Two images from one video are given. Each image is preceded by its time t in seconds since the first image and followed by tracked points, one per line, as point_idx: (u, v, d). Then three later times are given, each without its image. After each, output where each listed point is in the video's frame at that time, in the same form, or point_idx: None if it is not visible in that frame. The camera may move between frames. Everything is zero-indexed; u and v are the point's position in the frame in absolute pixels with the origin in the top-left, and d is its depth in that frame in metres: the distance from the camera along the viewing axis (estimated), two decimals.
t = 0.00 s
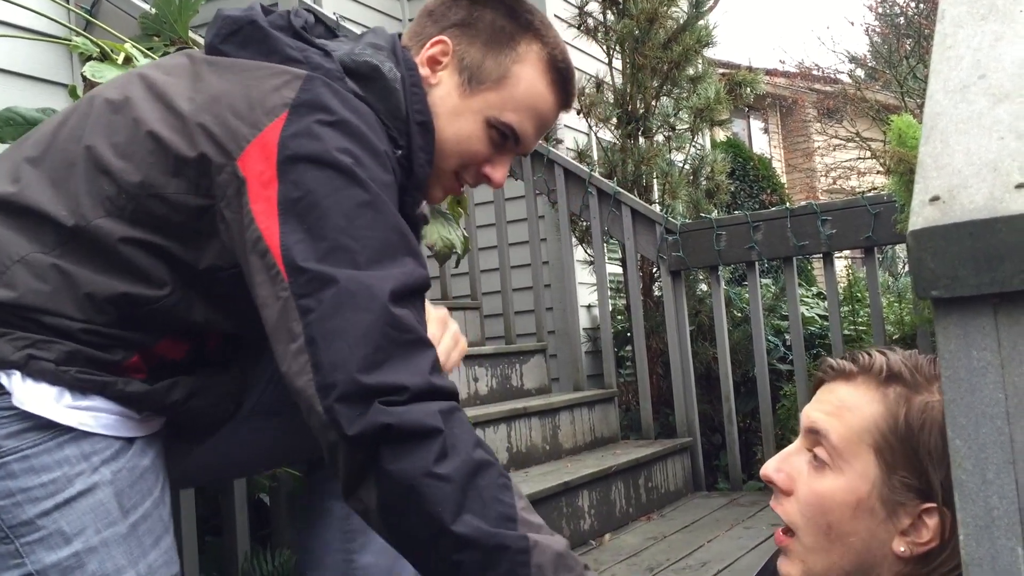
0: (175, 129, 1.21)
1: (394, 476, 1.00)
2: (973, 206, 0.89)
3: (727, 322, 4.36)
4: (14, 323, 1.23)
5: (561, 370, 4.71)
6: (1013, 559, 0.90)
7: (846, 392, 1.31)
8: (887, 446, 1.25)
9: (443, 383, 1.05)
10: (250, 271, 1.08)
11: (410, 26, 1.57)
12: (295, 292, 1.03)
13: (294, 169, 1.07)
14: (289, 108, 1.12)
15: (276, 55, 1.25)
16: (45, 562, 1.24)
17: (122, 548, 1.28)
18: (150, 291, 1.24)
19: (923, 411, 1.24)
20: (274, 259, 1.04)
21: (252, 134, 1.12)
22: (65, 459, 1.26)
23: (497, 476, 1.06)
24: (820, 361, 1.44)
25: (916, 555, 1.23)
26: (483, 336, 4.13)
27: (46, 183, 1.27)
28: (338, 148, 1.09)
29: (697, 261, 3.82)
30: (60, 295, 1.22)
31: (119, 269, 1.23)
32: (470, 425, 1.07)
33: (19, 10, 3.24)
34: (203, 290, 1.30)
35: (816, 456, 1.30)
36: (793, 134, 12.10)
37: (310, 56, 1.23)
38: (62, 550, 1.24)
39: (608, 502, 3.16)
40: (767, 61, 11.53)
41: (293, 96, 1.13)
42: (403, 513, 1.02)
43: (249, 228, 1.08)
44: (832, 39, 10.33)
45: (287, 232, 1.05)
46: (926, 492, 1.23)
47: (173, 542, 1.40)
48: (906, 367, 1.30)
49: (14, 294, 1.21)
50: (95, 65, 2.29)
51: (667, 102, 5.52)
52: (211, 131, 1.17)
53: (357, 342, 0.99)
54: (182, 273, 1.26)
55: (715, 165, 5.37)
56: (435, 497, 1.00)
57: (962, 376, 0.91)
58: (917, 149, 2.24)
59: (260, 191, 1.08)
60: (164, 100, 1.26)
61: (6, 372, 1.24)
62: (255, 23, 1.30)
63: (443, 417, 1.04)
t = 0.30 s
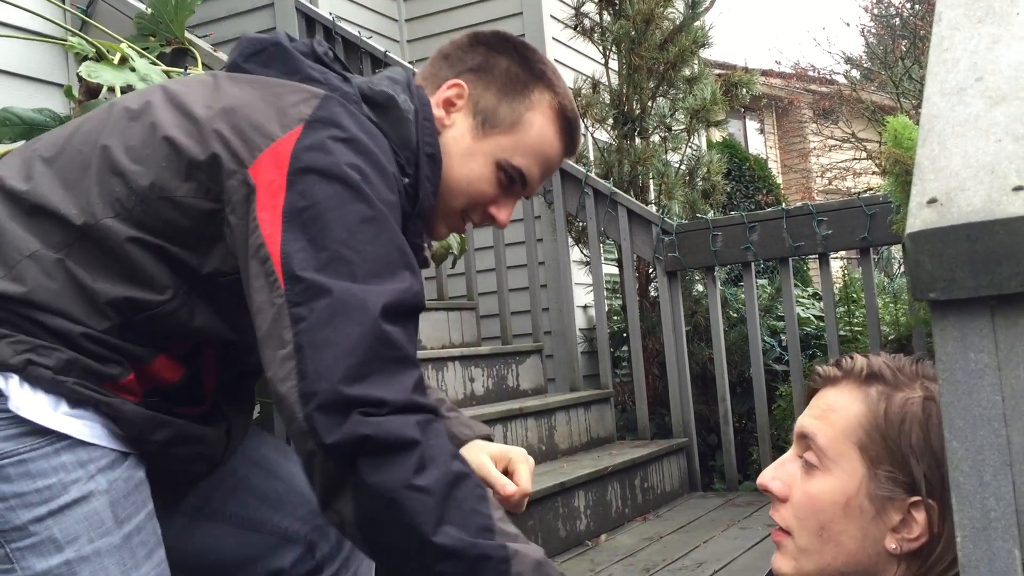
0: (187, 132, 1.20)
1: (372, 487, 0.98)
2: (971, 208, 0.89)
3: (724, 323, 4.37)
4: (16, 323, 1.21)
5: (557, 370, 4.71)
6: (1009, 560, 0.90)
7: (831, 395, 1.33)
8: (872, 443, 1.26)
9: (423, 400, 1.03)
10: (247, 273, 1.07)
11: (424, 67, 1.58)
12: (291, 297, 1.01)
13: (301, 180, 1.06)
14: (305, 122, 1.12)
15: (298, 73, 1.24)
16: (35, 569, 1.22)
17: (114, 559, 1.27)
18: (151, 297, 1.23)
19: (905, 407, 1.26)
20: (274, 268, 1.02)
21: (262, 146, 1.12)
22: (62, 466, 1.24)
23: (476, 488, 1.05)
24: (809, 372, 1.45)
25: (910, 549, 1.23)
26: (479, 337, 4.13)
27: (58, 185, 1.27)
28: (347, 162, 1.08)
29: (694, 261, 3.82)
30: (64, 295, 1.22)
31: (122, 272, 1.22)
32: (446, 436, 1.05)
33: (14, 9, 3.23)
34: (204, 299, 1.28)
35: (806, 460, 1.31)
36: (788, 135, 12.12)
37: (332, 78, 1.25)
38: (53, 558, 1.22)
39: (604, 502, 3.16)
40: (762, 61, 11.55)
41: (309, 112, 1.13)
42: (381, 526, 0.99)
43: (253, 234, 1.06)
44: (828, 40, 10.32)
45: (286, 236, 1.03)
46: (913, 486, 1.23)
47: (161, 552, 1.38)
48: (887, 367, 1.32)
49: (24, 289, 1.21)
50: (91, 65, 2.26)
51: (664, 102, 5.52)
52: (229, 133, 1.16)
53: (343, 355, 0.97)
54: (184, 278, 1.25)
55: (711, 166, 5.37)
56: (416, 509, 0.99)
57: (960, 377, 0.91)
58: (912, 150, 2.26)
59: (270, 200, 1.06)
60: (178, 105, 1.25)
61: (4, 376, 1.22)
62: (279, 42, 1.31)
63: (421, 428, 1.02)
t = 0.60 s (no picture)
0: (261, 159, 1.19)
1: (322, 535, 1.05)
2: (969, 213, 0.89)
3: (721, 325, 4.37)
4: (69, 326, 1.17)
5: (553, 372, 4.71)
6: (1007, 565, 0.90)
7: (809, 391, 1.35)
8: (842, 433, 1.27)
9: (372, 442, 1.05)
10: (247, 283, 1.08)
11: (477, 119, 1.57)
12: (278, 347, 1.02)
13: (330, 226, 1.06)
14: (352, 170, 1.13)
15: (368, 118, 1.26)
16: (81, 567, 1.16)
17: (161, 557, 1.22)
18: (202, 309, 1.19)
19: (873, 396, 1.27)
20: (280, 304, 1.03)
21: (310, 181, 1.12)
22: (110, 465, 1.19)
23: (421, 508, 1.09)
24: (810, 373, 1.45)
25: (880, 534, 1.23)
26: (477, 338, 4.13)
27: (121, 193, 1.22)
28: (380, 219, 1.08)
29: (691, 263, 3.82)
30: (118, 302, 1.17)
31: (178, 283, 1.18)
32: (395, 465, 1.08)
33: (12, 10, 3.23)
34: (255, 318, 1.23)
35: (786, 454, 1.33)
36: (785, 137, 12.15)
37: (397, 125, 1.26)
38: (101, 555, 1.17)
39: (601, 504, 3.16)
40: (760, 63, 11.57)
41: (361, 162, 1.14)
42: (336, 562, 1.07)
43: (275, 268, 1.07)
44: (825, 42, 10.35)
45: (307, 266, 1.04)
46: (879, 470, 1.23)
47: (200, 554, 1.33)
48: (864, 364, 1.32)
49: (82, 291, 1.16)
50: (86, 65, 2.22)
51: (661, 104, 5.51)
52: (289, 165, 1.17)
53: (301, 412, 1.00)
54: (236, 295, 1.21)
55: (708, 168, 5.37)
56: (363, 553, 1.05)
57: (958, 381, 0.91)
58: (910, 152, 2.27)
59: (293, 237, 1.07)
60: (251, 132, 1.24)
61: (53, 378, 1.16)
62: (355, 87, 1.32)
63: (365, 469, 1.05)
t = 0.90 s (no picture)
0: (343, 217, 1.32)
1: None
2: (966, 217, 0.89)
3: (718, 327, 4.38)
4: (151, 358, 1.25)
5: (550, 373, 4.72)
6: (1003, 569, 0.90)
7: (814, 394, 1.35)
8: (853, 434, 1.26)
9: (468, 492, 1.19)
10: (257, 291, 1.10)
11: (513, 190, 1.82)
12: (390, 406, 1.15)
13: (420, 291, 1.19)
14: (434, 236, 1.26)
15: (440, 186, 1.40)
16: None
17: (251, 566, 1.27)
18: (276, 352, 1.29)
19: (885, 399, 1.27)
20: (383, 369, 1.16)
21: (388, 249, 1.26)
22: (191, 485, 1.25)
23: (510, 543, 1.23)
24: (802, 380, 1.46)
25: (893, 538, 1.22)
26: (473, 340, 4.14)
27: (209, 235, 1.34)
28: (463, 282, 1.21)
29: (688, 265, 3.82)
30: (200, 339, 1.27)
31: (255, 325, 1.29)
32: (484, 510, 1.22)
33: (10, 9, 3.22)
34: (318, 364, 1.34)
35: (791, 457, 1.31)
36: (783, 139, 12.15)
37: (466, 195, 1.41)
38: (193, 568, 1.22)
39: (597, 505, 3.16)
40: (758, 65, 11.58)
41: (439, 229, 1.28)
42: None
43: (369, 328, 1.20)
44: (823, 44, 10.37)
45: (401, 330, 1.17)
46: (894, 473, 1.22)
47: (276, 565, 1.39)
48: (867, 368, 1.34)
49: (167, 325, 1.26)
50: (84, 65, 2.22)
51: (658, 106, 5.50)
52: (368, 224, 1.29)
53: (406, 475, 1.12)
54: (307, 344, 1.32)
55: (706, 170, 5.36)
56: None
57: (955, 385, 0.91)
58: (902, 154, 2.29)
59: (384, 299, 1.20)
60: (334, 192, 1.37)
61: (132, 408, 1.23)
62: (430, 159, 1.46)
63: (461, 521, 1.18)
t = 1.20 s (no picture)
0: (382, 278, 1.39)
1: None
2: (961, 222, 0.89)
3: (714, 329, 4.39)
4: (185, 395, 1.34)
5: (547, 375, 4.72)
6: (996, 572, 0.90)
7: (808, 410, 1.36)
8: (851, 455, 1.28)
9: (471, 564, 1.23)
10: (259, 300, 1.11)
11: (532, 254, 1.84)
12: (406, 484, 1.18)
13: (451, 374, 1.22)
14: (471, 316, 1.29)
15: (481, 259, 1.41)
16: None
17: None
18: (304, 405, 1.37)
19: (877, 413, 1.28)
20: (405, 448, 1.19)
21: (425, 319, 1.30)
22: (221, 515, 1.35)
23: None
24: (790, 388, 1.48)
25: (902, 553, 1.24)
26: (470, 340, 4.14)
27: (251, 281, 1.41)
28: (496, 371, 1.23)
29: (685, 267, 3.82)
30: (234, 385, 1.35)
31: (286, 374, 1.37)
32: None
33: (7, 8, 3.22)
34: (339, 421, 1.43)
35: (791, 476, 1.33)
36: (780, 141, 12.16)
37: (506, 270, 1.42)
38: None
39: (592, 506, 3.17)
40: (756, 68, 11.59)
41: (478, 308, 1.30)
42: None
43: (394, 402, 1.23)
44: (820, 47, 10.38)
45: (429, 409, 1.20)
46: (897, 491, 1.25)
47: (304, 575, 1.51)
48: (855, 376, 1.35)
49: (202, 366, 1.33)
50: (82, 65, 2.21)
51: (656, 107, 5.52)
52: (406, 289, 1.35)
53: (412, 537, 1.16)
54: (332, 399, 1.42)
55: (703, 172, 5.35)
56: None
57: (949, 388, 0.91)
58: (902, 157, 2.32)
59: (417, 370, 1.24)
60: (375, 251, 1.44)
61: (166, 443, 1.33)
62: (472, 226, 1.48)
63: None
